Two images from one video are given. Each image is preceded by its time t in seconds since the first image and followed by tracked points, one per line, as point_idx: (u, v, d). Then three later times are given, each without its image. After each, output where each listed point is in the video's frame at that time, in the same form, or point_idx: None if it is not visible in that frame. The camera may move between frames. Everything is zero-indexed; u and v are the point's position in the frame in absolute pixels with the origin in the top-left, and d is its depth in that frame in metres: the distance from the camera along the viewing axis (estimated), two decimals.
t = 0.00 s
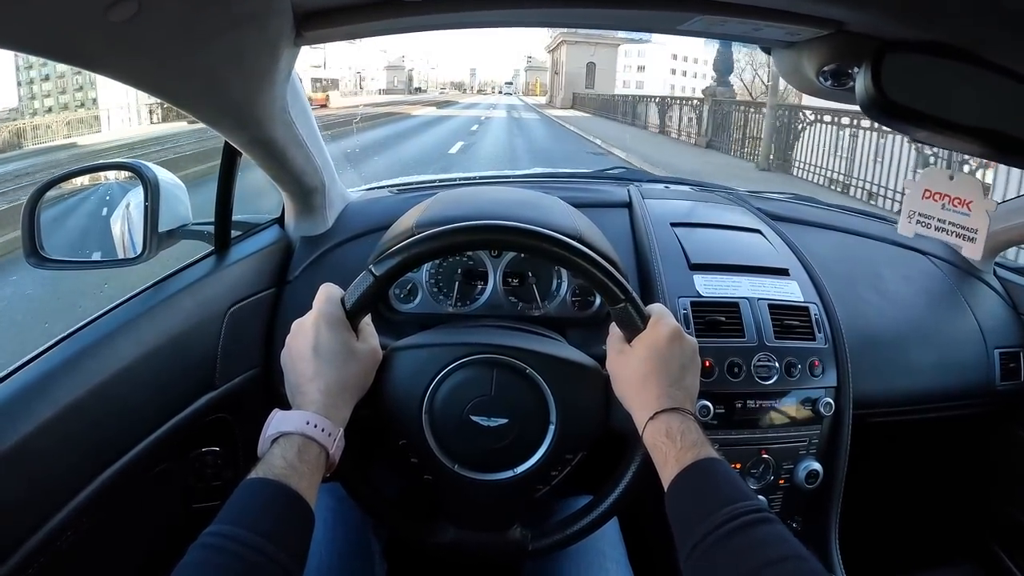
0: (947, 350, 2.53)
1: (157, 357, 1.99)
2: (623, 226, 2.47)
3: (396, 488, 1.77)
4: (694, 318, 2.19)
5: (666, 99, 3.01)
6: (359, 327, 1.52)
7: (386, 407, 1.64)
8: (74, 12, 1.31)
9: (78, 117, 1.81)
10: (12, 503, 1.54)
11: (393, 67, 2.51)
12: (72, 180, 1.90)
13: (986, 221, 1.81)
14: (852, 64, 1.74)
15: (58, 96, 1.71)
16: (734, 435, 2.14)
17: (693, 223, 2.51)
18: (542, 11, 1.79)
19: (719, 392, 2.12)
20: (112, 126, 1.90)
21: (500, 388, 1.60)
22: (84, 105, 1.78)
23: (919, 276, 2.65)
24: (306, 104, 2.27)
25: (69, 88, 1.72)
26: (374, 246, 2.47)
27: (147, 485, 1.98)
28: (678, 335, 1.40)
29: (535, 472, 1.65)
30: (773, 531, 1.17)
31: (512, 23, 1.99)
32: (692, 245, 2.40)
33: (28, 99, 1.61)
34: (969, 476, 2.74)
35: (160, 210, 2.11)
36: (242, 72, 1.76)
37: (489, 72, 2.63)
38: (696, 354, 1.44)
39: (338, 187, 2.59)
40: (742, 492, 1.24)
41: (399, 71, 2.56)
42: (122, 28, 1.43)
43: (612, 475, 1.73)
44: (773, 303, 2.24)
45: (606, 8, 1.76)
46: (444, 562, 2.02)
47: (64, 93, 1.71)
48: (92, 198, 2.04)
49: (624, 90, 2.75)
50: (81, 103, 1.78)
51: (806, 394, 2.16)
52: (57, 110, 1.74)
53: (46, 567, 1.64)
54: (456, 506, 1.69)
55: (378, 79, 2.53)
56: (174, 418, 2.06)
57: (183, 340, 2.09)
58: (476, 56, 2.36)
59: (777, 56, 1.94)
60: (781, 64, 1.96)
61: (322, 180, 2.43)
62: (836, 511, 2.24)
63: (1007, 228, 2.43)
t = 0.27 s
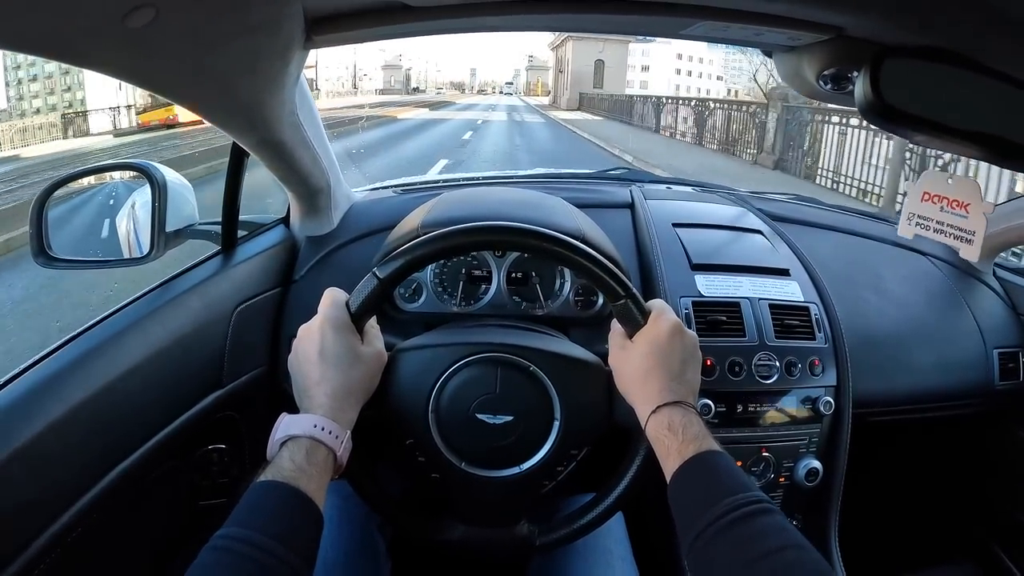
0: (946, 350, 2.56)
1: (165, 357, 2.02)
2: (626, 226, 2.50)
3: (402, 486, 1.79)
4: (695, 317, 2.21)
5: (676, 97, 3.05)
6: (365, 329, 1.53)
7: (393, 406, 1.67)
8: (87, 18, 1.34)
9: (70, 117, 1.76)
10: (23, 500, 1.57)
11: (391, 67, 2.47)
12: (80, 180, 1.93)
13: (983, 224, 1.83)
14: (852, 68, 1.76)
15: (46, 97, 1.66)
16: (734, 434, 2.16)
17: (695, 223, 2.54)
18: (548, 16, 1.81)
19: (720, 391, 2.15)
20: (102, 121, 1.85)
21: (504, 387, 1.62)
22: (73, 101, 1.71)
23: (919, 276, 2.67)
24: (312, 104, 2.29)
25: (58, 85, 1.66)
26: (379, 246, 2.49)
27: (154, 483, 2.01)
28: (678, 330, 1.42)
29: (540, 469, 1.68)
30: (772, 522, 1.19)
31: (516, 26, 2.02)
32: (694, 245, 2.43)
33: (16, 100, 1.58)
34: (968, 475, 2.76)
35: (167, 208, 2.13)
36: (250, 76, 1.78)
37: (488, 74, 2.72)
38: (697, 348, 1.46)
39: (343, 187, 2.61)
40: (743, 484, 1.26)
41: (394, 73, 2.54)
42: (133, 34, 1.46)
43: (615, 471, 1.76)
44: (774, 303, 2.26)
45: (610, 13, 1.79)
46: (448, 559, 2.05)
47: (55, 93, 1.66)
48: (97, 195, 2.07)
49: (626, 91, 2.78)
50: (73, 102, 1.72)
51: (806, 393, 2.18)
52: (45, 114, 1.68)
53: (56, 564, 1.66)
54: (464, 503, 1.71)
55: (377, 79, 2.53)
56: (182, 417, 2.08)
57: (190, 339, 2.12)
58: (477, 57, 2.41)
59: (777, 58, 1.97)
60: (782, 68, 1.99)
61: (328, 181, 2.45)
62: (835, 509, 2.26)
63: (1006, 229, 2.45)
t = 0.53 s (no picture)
0: (947, 350, 2.56)
1: (166, 357, 2.02)
2: (626, 227, 2.50)
3: (402, 487, 1.78)
4: (696, 318, 2.21)
5: (679, 96, 3.08)
6: (364, 333, 1.53)
7: (394, 407, 1.67)
8: (90, 18, 1.34)
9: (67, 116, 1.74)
10: (23, 500, 1.57)
11: (388, 65, 2.49)
12: (81, 179, 1.93)
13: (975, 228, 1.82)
14: (854, 69, 1.76)
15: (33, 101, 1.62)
16: (735, 435, 2.16)
17: (695, 224, 2.54)
18: (550, 16, 1.81)
19: (720, 392, 2.15)
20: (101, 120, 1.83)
21: (505, 388, 1.62)
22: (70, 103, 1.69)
23: (920, 277, 2.67)
24: (313, 104, 2.29)
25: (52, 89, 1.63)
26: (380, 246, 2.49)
27: (154, 483, 2.01)
28: (678, 327, 1.42)
29: (542, 469, 1.67)
30: (773, 520, 1.19)
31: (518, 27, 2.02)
32: (695, 246, 2.42)
33: (5, 103, 1.56)
34: (967, 476, 2.76)
35: (167, 207, 2.14)
36: (252, 77, 1.78)
37: (488, 73, 2.72)
38: (697, 346, 1.47)
39: (344, 187, 2.61)
40: (743, 481, 1.26)
41: (391, 74, 2.55)
42: (136, 34, 1.46)
43: (616, 471, 1.76)
44: (775, 304, 2.26)
45: (613, 13, 1.79)
46: (448, 560, 2.05)
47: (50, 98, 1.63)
48: (98, 195, 2.06)
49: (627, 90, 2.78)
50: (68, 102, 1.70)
51: (807, 394, 2.18)
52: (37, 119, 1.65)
53: (56, 564, 1.66)
54: (467, 504, 1.71)
55: (375, 81, 2.50)
56: (183, 417, 2.08)
57: (190, 339, 2.12)
58: (476, 57, 2.41)
59: (780, 59, 1.97)
60: (785, 68, 1.99)
61: (329, 181, 2.45)
62: (836, 510, 2.26)
63: (1007, 230, 2.45)
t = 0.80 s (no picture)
0: (946, 350, 2.55)
1: (164, 356, 2.01)
2: (625, 225, 2.49)
3: (401, 487, 1.78)
4: (696, 317, 2.21)
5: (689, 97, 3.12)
6: (361, 332, 1.53)
7: (393, 406, 1.66)
8: (87, 14, 1.33)
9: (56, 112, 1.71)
10: (19, 498, 1.56)
11: (383, 64, 2.50)
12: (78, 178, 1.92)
13: (994, 221, 1.83)
14: (854, 67, 1.76)
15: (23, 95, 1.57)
16: (735, 434, 2.16)
17: (695, 222, 2.53)
18: (548, 14, 1.80)
19: (720, 391, 2.14)
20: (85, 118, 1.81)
21: (504, 387, 1.62)
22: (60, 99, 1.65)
23: (919, 276, 2.66)
24: (311, 102, 2.28)
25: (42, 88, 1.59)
26: (379, 245, 2.48)
27: (152, 483, 2.00)
28: (676, 324, 1.42)
29: (541, 468, 1.67)
30: (772, 518, 1.19)
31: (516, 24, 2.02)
32: (694, 244, 2.42)
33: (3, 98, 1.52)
34: (967, 475, 2.75)
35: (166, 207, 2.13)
36: (249, 74, 1.78)
37: (488, 74, 2.73)
38: (696, 343, 1.46)
39: (343, 186, 2.60)
40: (742, 480, 1.25)
41: (387, 71, 2.57)
42: (133, 31, 1.45)
43: (616, 470, 1.75)
44: (774, 303, 2.26)
45: (611, 11, 1.78)
46: (446, 559, 2.04)
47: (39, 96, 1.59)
48: (97, 193, 2.06)
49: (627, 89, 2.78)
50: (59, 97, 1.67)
51: (807, 393, 2.18)
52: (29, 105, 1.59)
53: (53, 564, 1.65)
54: (466, 503, 1.70)
55: (367, 80, 2.52)
56: (180, 416, 2.08)
57: (188, 338, 2.11)
58: (474, 56, 2.41)
59: (779, 58, 1.97)
60: (784, 66, 1.98)
61: (327, 179, 2.45)
62: (836, 509, 2.26)
63: (1007, 229, 2.45)
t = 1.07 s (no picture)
0: (949, 349, 2.54)
1: (162, 354, 2.00)
2: (627, 224, 2.48)
3: (402, 487, 1.76)
4: (698, 316, 2.20)
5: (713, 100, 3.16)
6: (362, 331, 1.51)
7: (394, 406, 1.65)
8: (86, 6, 1.32)
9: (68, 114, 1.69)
10: (15, 498, 1.54)
11: (379, 65, 2.48)
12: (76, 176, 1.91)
13: (974, 225, 1.87)
14: (859, 64, 1.75)
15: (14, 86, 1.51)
16: (737, 434, 2.14)
17: (697, 221, 2.52)
18: (551, 10, 1.79)
19: (723, 391, 2.13)
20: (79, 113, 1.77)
21: (506, 386, 1.60)
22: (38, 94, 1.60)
23: (922, 276, 2.65)
24: (312, 99, 2.27)
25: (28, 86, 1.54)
26: (379, 244, 2.47)
27: (150, 483, 1.98)
28: (680, 323, 1.40)
29: (543, 468, 1.65)
30: (779, 519, 1.17)
31: (517, 21, 2.00)
32: (696, 243, 2.41)
33: None
34: (970, 476, 2.74)
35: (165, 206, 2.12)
36: (249, 69, 1.76)
37: (488, 73, 2.72)
38: (700, 342, 1.45)
39: (343, 184, 2.59)
40: (748, 480, 1.24)
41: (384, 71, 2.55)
42: (132, 24, 1.43)
43: (618, 470, 1.74)
44: (777, 302, 2.25)
45: (614, 7, 1.77)
46: (447, 560, 2.02)
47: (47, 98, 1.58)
48: (96, 191, 2.06)
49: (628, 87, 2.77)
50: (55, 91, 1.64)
51: (810, 393, 2.17)
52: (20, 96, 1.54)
53: (50, 564, 1.64)
54: (467, 503, 1.69)
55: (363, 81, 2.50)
56: (179, 415, 2.06)
57: (187, 337, 2.09)
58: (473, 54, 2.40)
59: (784, 56, 1.96)
60: (788, 64, 1.97)
61: (327, 178, 2.43)
62: (839, 509, 2.24)
63: (1010, 228, 2.44)
